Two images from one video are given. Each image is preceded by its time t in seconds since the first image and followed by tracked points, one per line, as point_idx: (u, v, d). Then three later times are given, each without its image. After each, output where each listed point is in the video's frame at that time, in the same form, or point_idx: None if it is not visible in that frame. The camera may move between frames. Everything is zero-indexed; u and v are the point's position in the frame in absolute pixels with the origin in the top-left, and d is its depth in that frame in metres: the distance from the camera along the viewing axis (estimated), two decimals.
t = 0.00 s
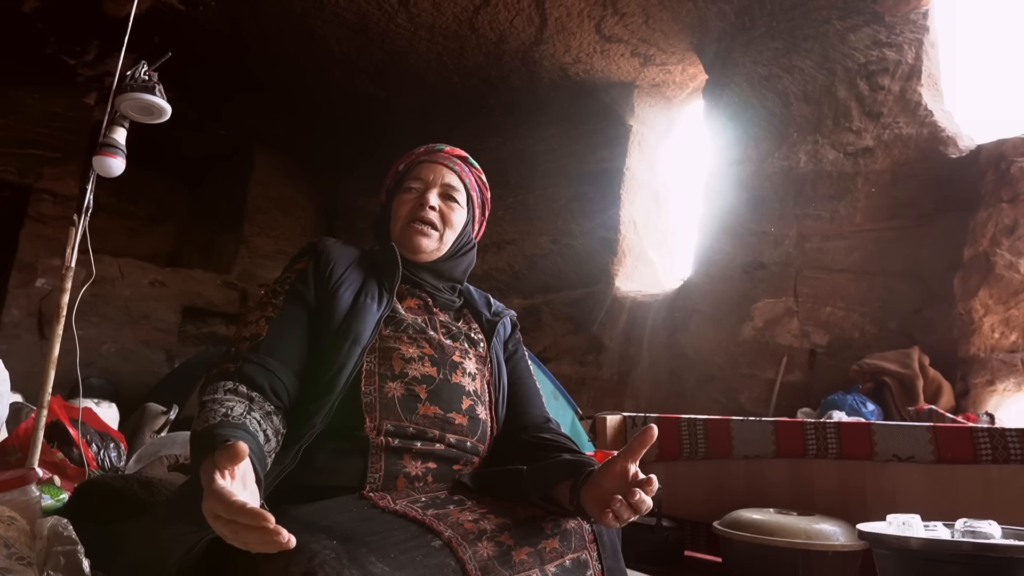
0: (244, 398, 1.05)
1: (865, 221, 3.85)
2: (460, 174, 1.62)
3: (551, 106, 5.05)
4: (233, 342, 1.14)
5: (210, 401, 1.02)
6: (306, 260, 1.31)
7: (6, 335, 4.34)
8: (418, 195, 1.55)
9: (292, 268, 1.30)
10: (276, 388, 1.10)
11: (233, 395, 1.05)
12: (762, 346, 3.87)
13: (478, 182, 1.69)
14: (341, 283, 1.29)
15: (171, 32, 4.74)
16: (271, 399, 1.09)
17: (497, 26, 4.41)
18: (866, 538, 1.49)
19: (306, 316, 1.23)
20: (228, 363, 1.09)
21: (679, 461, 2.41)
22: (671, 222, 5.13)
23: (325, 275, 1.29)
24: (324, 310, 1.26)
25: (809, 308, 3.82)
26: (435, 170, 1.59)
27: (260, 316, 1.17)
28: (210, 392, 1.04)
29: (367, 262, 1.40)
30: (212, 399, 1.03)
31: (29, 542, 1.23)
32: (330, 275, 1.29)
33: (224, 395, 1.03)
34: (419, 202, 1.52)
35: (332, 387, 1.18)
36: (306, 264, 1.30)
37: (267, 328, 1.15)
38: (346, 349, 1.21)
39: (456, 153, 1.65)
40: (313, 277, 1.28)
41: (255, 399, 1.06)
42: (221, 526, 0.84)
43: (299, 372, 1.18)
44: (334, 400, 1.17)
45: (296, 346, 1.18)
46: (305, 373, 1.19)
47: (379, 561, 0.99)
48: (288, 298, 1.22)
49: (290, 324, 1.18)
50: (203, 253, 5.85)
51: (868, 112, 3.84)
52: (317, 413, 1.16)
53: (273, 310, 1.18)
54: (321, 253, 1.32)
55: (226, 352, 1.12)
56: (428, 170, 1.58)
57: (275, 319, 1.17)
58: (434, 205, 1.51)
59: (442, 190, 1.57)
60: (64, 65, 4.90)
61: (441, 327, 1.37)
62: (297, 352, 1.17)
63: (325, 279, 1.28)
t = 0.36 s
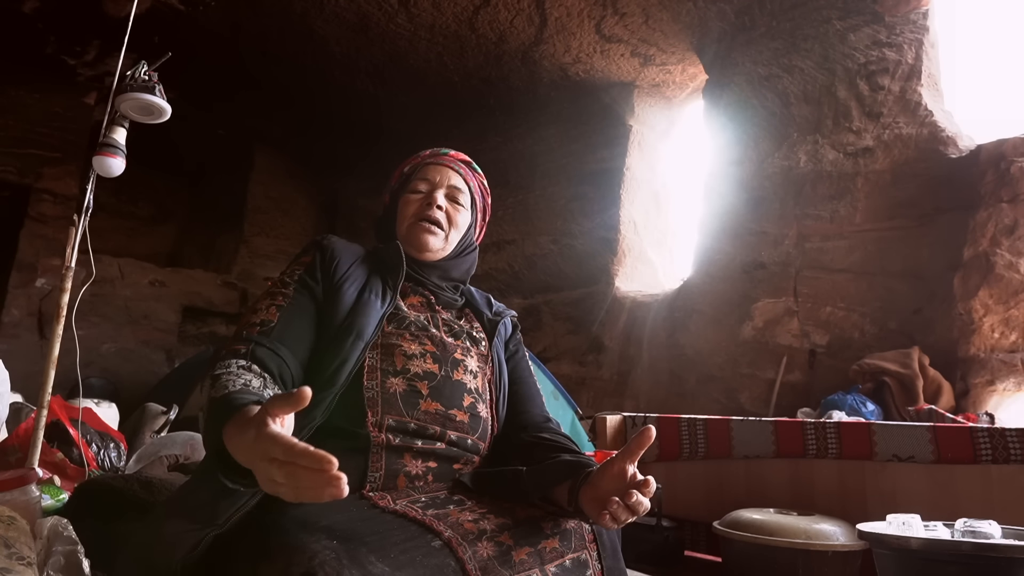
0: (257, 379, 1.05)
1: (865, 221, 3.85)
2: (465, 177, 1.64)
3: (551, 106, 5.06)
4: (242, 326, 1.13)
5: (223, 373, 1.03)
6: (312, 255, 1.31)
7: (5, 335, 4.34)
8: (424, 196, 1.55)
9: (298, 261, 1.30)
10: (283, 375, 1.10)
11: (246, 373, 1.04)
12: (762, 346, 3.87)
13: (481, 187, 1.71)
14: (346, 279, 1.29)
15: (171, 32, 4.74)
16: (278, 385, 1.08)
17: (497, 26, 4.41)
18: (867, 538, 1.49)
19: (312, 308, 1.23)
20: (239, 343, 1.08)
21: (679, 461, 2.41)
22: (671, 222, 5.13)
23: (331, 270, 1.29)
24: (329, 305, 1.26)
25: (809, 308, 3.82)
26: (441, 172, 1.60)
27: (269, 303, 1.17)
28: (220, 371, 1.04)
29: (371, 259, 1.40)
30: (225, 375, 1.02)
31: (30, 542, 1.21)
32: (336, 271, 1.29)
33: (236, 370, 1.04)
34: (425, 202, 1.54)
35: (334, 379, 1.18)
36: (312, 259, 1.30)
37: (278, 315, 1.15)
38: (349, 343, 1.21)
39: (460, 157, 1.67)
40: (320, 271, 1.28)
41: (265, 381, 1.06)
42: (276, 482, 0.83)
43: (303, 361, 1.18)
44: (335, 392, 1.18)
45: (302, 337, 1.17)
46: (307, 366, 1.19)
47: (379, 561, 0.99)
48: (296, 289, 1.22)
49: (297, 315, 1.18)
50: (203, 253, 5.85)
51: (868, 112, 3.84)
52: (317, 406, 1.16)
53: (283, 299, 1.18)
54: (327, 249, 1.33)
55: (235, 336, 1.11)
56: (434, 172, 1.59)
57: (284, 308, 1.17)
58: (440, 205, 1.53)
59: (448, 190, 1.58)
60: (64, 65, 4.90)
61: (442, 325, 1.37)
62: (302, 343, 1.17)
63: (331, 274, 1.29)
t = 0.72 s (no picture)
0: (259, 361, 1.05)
1: (865, 221, 3.85)
2: (471, 179, 1.63)
3: (551, 106, 5.06)
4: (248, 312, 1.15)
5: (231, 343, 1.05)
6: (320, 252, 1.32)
7: (5, 335, 4.34)
8: (430, 198, 1.55)
9: (304, 258, 1.30)
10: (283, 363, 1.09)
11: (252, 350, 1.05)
12: (762, 346, 3.87)
13: (488, 188, 1.70)
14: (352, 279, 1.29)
15: (171, 32, 4.74)
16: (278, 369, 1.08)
17: (497, 26, 4.41)
18: (866, 538, 1.49)
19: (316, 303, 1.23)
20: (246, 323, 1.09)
21: (679, 461, 2.41)
22: (672, 222, 5.13)
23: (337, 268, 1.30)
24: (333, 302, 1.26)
25: (809, 308, 3.81)
26: (447, 174, 1.59)
27: (275, 294, 1.18)
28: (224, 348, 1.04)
29: (376, 261, 1.40)
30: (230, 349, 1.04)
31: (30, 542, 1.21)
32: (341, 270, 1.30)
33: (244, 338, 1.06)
34: (430, 205, 1.53)
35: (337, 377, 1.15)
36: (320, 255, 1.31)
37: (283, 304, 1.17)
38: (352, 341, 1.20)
39: (467, 158, 1.66)
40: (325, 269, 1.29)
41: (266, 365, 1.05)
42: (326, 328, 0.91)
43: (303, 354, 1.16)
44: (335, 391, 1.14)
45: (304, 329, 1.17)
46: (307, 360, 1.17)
47: (379, 561, 1.00)
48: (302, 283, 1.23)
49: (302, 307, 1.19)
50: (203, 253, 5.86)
51: (868, 112, 3.84)
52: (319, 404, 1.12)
53: (289, 290, 1.19)
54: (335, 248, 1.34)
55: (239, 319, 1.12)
56: (441, 173, 1.59)
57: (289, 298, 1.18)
58: (446, 209, 1.51)
59: (454, 193, 1.57)
60: (64, 65, 4.90)
61: (445, 327, 1.37)
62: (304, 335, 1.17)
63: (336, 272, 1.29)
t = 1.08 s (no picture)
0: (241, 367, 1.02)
1: (865, 221, 3.85)
2: (476, 179, 1.63)
3: (551, 106, 5.06)
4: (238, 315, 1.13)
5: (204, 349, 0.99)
6: (316, 253, 1.31)
7: (5, 335, 4.34)
8: (434, 198, 1.54)
9: (300, 258, 1.29)
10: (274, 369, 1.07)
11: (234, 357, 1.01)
12: (762, 346, 3.87)
13: (492, 188, 1.70)
14: (349, 280, 1.28)
15: (171, 32, 4.75)
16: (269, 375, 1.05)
17: (497, 26, 4.41)
18: (866, 538, 1.49)
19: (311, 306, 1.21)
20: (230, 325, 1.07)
21: (679, 461, 2.41)
22: (672, 222, 5.12)
23: (334, 270, 1.28)
24: (331, 304, 1.24)
25: (809, 308, 3.82)
26: (452, 173, 1.59)
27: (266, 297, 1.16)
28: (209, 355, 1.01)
29: (375, 260, 1.39)
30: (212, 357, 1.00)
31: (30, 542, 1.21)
32: (339, 271, 1.28)
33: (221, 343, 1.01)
34: (435, 205, 1.52)
35: (336, 382, 1.14)
36: (315, 256, 1.29)
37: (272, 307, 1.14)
38: (352, 345, 1.19)
39: (471, 157, 1.66)
40: (321, 271, 1.27)
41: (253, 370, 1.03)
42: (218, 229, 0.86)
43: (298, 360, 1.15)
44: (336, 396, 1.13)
45: (297, 333, 1.15)
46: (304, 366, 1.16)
47: (379, 562, 1.00)
48: (294, 286, 1.21)
49: (296, 311, 1.17)
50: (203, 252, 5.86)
51: (868, 112, 3.84)
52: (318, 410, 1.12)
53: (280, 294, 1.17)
54: (331, 248, 1.32)
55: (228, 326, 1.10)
56: (445, 173, 1.59)
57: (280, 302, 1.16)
58: (449, 210, 1.51)
59: (458, 194, 1.57)
60: (63, 65, 4.91)
61: (446, 328, 1.37)
62: (297, 339, 1.15)
63: (333, 274, 1.28)
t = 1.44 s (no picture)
0: (240, 407, 1.06)
1: (865, 221, 3.85)
2: (474, 177, 1.62)
3: (551, 106, 5.06)
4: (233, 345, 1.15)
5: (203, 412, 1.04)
6: (309, 258, 1.31)
7: (5, 335, 4.34)
8: (432, 198, 1.54)
9: (293, 265, 1.29)
10: (271, 395, 1.10)
11: (228, 405, 1.06)
12: (762, 346, 3.87)
13: (490, 185, 1.70)
14: (344, 283, 1.29)
15: (171, 32, 4.75)
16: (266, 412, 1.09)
17: (497, 26, 4.41)
18: (866, 538, 1.49)
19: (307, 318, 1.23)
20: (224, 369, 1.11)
21: (679, 461, 2.41)
22: (672, 222, 5.12)
23: (328, 275, 1.29)
24: (327, 310, 1.26)
25: (809, 308, 3.82)
26: (450, 172, 1.59)
27: (259, 317, 1.18)
28: (205, 401, 1.06)
29: (371, 260, 1.39)
30: (205, 410, 1.04)
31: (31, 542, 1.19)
32: (333, 276, 1.29)
33: (218, 404, 1.05)
34: (433, 204, 1.52)
35: (335, 389, 1.17)
36: (308, 262, 1.29)
37: (265, 331, 1.16)
38: (349, 350, 1.21)
39: (469, 154, 1.65)
40: (315, 277, 1.28)
41: (250, 407, 1.07)
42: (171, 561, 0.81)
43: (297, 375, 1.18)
44: (336, 402, 1.16)
45: (294, 350, 1.18)
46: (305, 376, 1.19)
47: (378, 561, 0.99)
48: (286, 299, 1.22)
49: (289, 326, 1.19)
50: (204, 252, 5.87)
51: (868, 112, 3.84)
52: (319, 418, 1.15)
53: (271, 313, 1.18)
54: (324, 251, 1.32)
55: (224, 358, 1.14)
56: (442, 171, 1.58)
57: (273, 323, 1.17)
58: (447, 209, 1.51)
59: (456, 192, 1.57)
60: (64, 65, 4.91)
61: (445, 329, 1.37)
62: (294, 356, 1.17)
63: (328, 280, 1.28)
